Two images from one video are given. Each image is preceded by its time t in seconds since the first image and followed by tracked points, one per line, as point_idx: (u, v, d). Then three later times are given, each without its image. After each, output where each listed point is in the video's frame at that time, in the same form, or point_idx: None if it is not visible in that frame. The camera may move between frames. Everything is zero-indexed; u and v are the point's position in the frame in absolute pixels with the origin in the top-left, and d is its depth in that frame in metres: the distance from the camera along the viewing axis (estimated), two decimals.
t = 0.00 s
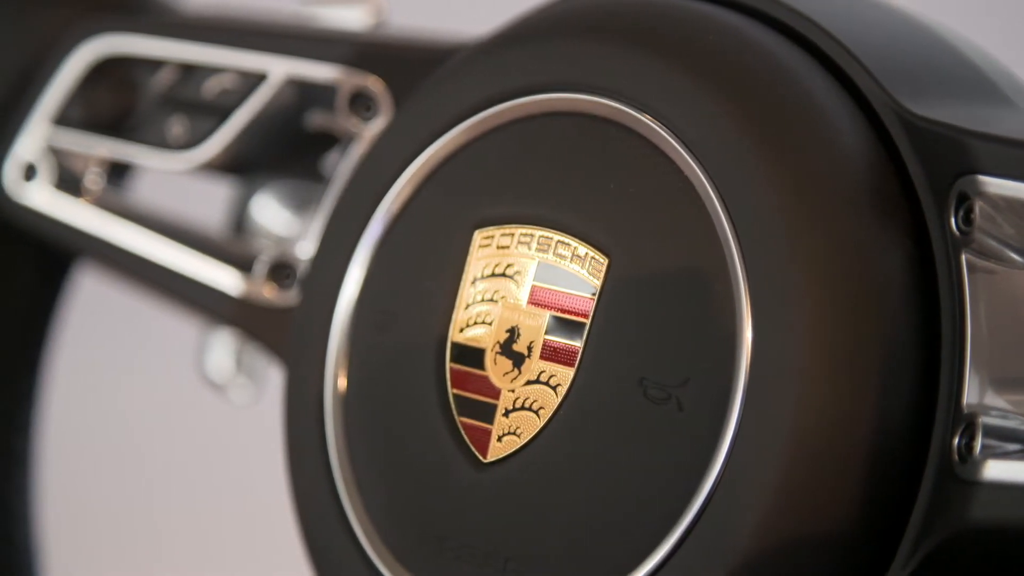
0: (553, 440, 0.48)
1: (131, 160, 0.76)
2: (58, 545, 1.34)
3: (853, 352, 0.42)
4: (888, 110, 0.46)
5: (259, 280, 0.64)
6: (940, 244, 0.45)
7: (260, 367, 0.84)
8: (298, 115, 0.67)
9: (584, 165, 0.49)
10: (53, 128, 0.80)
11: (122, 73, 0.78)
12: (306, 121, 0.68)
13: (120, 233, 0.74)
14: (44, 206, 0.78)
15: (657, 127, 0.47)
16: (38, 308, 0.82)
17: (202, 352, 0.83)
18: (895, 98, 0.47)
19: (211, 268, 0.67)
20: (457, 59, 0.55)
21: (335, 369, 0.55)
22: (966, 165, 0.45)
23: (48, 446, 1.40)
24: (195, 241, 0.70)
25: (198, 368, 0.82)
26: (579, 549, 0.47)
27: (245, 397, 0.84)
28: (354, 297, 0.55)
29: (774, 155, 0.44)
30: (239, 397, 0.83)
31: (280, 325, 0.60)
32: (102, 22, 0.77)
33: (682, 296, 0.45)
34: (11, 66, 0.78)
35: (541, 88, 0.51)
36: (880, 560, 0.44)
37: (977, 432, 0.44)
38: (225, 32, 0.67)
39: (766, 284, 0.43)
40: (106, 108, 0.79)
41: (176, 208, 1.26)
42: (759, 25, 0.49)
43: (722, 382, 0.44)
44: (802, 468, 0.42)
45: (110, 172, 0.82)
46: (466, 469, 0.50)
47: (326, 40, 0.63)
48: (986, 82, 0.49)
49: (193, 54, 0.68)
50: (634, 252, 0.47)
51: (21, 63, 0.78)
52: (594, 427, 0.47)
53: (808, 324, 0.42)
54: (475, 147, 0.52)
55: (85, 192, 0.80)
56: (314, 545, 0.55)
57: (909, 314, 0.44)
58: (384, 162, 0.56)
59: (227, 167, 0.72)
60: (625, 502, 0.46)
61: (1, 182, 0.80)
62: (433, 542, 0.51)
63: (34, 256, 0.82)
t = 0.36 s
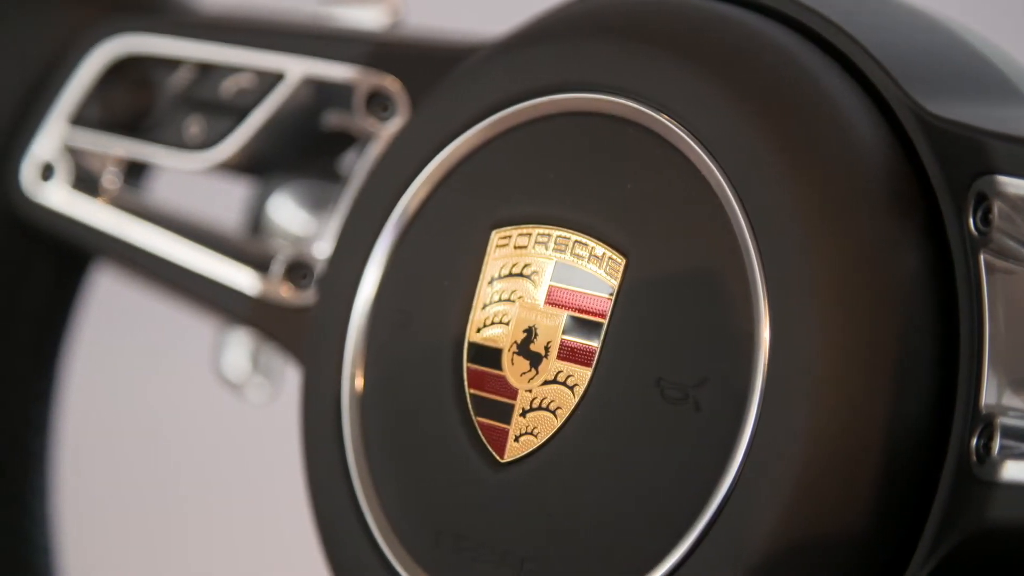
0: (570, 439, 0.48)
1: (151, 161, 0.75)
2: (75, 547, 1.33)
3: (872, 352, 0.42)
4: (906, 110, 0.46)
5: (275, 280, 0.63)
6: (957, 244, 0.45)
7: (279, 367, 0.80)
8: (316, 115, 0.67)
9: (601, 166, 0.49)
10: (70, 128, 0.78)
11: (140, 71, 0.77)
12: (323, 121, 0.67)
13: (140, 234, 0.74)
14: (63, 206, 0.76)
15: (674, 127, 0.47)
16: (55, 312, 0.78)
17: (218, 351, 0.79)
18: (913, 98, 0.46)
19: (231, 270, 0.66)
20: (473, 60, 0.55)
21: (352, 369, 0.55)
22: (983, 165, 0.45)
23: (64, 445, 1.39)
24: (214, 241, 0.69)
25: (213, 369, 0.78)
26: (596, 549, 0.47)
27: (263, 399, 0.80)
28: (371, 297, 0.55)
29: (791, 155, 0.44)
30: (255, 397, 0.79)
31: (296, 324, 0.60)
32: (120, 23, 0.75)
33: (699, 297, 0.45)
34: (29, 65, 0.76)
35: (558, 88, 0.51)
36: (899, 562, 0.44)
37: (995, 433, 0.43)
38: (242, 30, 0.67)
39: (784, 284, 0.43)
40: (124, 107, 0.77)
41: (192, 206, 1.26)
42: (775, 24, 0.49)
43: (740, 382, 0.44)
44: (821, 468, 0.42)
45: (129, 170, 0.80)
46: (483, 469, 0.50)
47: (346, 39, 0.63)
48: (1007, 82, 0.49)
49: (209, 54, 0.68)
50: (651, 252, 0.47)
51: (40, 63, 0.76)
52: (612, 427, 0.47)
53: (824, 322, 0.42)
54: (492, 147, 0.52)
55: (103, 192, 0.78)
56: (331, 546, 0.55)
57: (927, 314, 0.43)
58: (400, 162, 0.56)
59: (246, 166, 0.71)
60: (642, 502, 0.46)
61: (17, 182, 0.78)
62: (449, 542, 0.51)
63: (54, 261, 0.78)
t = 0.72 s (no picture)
0: (587, 440, 0.48)
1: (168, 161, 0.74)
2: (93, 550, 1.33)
3: (890, 352, 0.42)
4: (924, 111, 0.46)
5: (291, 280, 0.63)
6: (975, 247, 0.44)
7: (295, 367, 0.81)
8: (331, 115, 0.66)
9: (618, 165, 0.49)
10: (87, 129, 0.78)
11: (156, 72, 0.77)
12: (339, 121, 0.67)
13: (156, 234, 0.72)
14: (80, 206, 0.76)
15: (692, 127, 0.47)
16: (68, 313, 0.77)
17: (234, 352, 0.79)
18: (931, 98, 0.46)
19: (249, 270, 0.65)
20: (490, 59, 0.55)
21: (369, 369, 0.56)
22: (1001, 165, 0.44)
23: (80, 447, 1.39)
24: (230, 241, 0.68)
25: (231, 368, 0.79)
26: (614, 549, 0.46)
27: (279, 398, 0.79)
28: (388, 297, 0.55)
29: (807, 155, 0.44)
30: (272, 398, 0.79)
31: (312, 324, 0.60)
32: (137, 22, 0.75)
33: (716, 297, 0.45)
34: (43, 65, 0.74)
35: (574, 88, 0.51)
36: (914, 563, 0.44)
37: (1013, 434, 0.42)
38: (261, 29, 0.66)
39: (800, 283, 0.43)
40: (141, 107, 0.78)
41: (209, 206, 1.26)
42: (798, 27, 0.48)
43: (757, 383, 0.44)
44: (840, 469, 0.41)
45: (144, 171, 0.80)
46: (499, 468, 0.50)
47: (363, 39, 0.62)
48: None
49: (226, 53, 0.68)
50: (668, 252, 0.47)
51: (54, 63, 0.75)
52: (628, 427, 0.47)
53: (841, 322, 0.42)
54: (509, 147, 0.53)
55: (119, 192, 0.77)
56: (348, 546, 0.55)
57: (944, 314, 0.43)
58: (416, 162, 0.56)
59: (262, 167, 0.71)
60: (660, 503, 0.46)
61: (33, 181, 0.76)
62: (467, 542, 0.51)
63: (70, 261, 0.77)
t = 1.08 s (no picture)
0: (603, 440, 0.48)
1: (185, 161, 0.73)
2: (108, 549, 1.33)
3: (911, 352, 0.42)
4: (939, 109, 0.46)
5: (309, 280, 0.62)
6: (993, 243, 0.44)
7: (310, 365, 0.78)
8: (348, 116, 0.66)
9: (634, 164, 0.49)
10: (104, 128, 0.76)
11: (173, 70, 0.75)
12: (354, 121, 0.66)
13: (172, 234, 0.72)
14: (97, 207, 0.74)
15: (709, 127, 0.47)
16: (83, 314, 0.76)
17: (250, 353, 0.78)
18: (946, 96, 0.46)
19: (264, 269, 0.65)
20: (506, 60, 0.55)
21: (385, 369, 0.56)
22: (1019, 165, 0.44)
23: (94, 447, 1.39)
24: (247, 241, 0.68)
25: (247, 366, 0.78)
26: (630, 550, 0.46)
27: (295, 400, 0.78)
28: (404, 297, 0.55)
29: (825, 155, 0.44)
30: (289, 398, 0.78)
31: (329, 324, 0.60)
32: (144, 23, 0.74)
33: (733, 297, 0.45)
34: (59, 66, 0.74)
35: (592, 89, 0.51)
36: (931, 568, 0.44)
37: None
38: (276, 28, 0.66)
39: (817, 284, 0.43)
40: (157, 108, 0.75)
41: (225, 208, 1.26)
42: (818, 29, 0.48)
43: (774, 384, 0.44)
44: (858, 470, 0.41)
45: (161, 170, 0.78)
46: (516, 468, 0.50)
47: (378, 38, 0.62)
48: None
49: (243, 53, 0.67)
50: (684, 252, 0.47)
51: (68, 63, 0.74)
52: (645, 427, 0.47)
53: (857, 323, 0.42)
54: (526, 147, 0.53)
55: (136, 192, 0.76)
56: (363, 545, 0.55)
57: (963, 315, 0.43)
58: (433, 162, 0.56)
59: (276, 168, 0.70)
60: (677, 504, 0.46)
61: (49, 181, 0.75)
62: (482, 542, 0.51)
63: (87, 262, 0.76)
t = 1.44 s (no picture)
0: (619, 441, 0.48)
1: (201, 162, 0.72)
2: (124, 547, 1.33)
3: (929, 353, 0.41)
4: (956, 110, 0.45)
5: (325, 281, 0.62)
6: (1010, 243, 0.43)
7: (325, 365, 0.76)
8: (364, 114, 0.65)
9: (650, 165, 0.49)
10: (119, 128, 0.75)
11: (190, 70, 0.74)
12: (370, 120, 0.66)
13: (186, 233, 0.71)
14: (113, 207, 0.74)
15: (725, 127, 0.47)
16: (99, 313, 0.76)
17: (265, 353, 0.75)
18: (964, 97, 0.45)
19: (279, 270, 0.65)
20: (521, 60, 0.55)
21: (400, 369, 0.56)
22: None
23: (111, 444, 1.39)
24: (262, 241, 0.67)
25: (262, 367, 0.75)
26: (645, 550, 0.46)
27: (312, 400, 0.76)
28: (420, 297, 0.55)
29: (842, 156, 0.44)
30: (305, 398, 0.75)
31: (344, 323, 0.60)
32: (156, 22, 0.74)
33: (749, 298, 0.45)
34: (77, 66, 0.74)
35: (609, 89, 0.51)
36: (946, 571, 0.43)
37: None
38: (292, 28, 0.66)
39: (833, 285, 0.43)
40: (174, 108, 0.75)
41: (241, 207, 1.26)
42: (837, 31, 0.48)
43: (790, 385, 0.44)
44: (874, 471, 0.41)
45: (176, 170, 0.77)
46: (531, 469, 0.50)
47: (391, 38, 0.62)
48: None
49: (257, 53, 0.67)
50: (700, 252, 0.47)
51: (86, 64, 0.74)
52: (660, 428, 0.46)
53: (873, 324, 0.42)
54: (542, 147, 0.53)
55: (151, 192, 0.75)
56: (377, 545, 0.55)
57: (978, 315, 0.42)
58: (449, 162, 0.56)
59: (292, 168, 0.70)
60: (694, 504, 0.46)
61: (66, 181, 0.75)
62: (497, 542, 0.51)
63: (100, 259, 0.75)
